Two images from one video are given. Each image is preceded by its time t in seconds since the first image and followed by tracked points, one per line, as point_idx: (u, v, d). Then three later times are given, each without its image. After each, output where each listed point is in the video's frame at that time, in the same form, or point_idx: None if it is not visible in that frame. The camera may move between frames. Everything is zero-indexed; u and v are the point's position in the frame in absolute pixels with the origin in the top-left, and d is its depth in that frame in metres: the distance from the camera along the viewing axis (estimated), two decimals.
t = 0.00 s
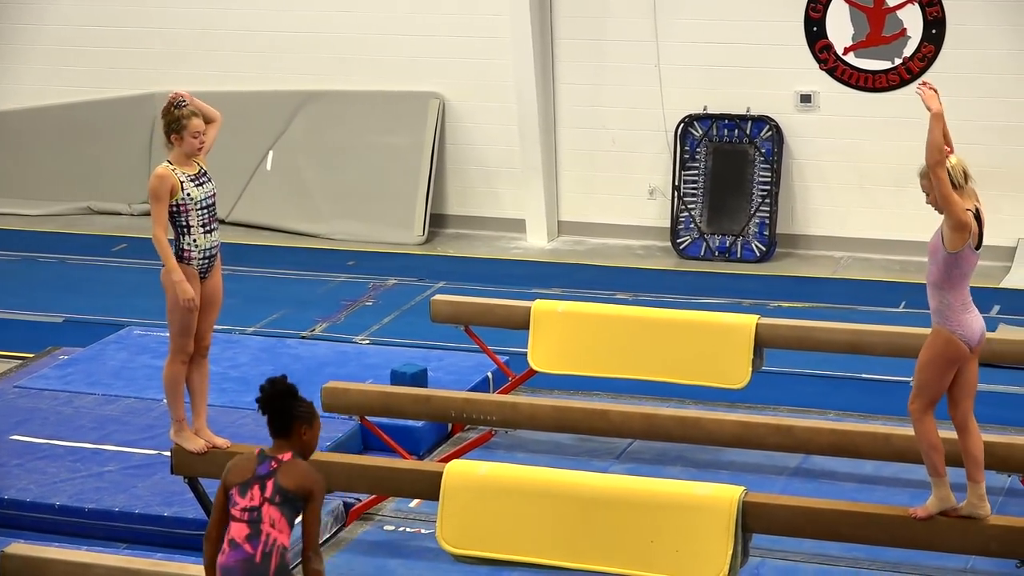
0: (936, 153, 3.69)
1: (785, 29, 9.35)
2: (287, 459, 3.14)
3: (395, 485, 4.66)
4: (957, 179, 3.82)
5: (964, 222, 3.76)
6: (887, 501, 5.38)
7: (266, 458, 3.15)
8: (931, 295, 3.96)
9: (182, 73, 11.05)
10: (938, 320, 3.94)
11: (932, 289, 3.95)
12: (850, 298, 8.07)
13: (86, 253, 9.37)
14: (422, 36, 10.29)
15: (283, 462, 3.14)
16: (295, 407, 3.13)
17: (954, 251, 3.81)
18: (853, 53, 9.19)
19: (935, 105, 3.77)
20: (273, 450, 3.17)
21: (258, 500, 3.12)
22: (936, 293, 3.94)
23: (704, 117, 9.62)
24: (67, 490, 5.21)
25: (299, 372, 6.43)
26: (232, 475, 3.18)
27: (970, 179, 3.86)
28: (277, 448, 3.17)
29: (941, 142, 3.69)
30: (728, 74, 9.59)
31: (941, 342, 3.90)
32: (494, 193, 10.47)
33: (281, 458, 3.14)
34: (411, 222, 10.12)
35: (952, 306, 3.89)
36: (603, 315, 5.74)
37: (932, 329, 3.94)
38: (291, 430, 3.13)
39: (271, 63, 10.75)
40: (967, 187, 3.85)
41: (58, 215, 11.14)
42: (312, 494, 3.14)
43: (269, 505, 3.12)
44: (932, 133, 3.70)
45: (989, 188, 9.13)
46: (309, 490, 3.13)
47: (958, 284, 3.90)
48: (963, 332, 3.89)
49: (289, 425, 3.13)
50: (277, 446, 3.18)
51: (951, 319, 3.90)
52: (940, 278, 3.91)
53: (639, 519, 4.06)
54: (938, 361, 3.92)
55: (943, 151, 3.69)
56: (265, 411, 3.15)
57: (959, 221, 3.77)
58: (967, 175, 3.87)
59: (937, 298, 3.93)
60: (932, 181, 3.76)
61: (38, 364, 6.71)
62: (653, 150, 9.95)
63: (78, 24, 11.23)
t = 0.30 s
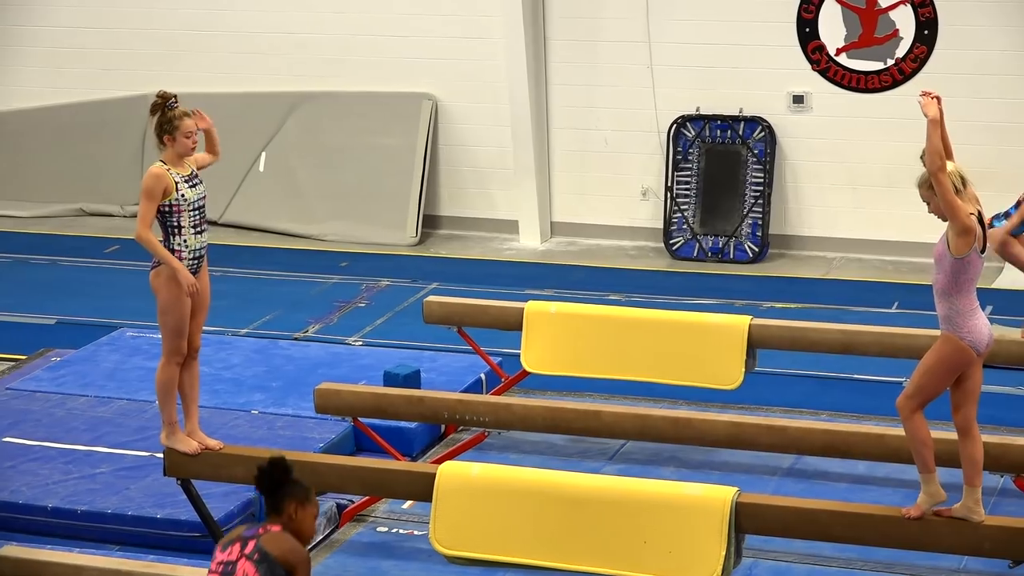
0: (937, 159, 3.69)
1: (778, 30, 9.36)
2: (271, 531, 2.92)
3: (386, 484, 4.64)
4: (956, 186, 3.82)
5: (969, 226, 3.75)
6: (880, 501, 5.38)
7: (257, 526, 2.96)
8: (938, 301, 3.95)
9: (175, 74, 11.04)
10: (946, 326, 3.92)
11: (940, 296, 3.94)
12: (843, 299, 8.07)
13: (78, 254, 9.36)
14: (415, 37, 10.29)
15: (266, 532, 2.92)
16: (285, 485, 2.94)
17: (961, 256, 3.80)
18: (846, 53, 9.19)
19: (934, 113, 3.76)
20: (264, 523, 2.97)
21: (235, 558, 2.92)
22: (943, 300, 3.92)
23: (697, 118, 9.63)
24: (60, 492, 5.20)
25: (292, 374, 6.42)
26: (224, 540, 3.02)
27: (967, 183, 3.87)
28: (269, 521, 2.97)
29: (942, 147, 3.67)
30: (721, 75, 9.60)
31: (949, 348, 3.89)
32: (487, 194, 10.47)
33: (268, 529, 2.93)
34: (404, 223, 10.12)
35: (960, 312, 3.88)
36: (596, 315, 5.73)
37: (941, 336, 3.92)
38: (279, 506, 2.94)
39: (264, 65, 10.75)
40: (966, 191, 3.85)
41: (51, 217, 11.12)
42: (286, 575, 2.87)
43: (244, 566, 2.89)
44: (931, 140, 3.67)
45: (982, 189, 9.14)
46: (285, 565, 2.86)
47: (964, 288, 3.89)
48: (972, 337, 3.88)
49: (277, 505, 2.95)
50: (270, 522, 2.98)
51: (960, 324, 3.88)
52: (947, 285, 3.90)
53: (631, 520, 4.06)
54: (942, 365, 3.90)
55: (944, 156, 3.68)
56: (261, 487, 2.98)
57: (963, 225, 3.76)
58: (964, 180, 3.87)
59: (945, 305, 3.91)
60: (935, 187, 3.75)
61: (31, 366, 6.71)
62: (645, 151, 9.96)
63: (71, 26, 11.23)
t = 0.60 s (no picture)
0: (932, 161, 3.67)
1: (766, 33, 9.37)
2: None
3: (373, 486, 4.61)
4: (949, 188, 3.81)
5: (961, 230, 3.75)
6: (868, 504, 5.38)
7: None
8: (927, 301, 3.94)
9: (164, 77, 11.04)
10: (934, 326, 3.92)
11: (929, 295, 3.93)
12: (831, 302, 8.08)
13: (67, 257, 9.36)
14: (403, 40, 10.29)
15: None
16: (268, 542, 3.04)
17: (951, 258, 3.80)
18: (834, 56, 9.21)
19: (933, 113, 3.73)
20: None
21: None
22: (932, 300, 3.92)
23: (686, 120, 9.66)
24: (47, 495, 5.19)
25: (280, 376, 6.42)
26: None
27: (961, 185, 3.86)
28: None
29: (938, 149, 3.65)
30: (709, 78, 9.62)
31: (936, 349, 3.88)
32: (476, 196, 10.49)
33: None
34: (393, 226, 10.12)
35: (948, 313, 3.87)
36: (584, 318, 5.73)
37: (929, 335, 3.91)
38: (263, 563, 3.03)
39: (254, 68, 10.76)
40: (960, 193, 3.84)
41: (39, 219, 11.10)
42: None
43: None
44: (928, 141, 3.65)
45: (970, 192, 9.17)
46: None
47: (954, 290, 3.88)
48: (959, 338, 3.87)
49: (262, 563, 3.03)
50: None
51: (947, 324, 3.88)
52: (936, 285, 3.89)
53: (620, 523, 4.01)
54: (930, 366, 3.89)
55: (938, 157, 3.67)
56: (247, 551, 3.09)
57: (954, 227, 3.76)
58: (958, 182, 3.86)
59: (934, 305, 3.90)
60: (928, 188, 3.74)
61: (19, 368, 6.71)
62: (634, 154, 9.97)
63: (60, 28, 11.22)
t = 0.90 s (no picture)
0: (936, 167, 3.66)
1: (760, 35, 9.38)
2: None
3: (367, 488, 4.60)
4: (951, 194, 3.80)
5: (965, 235, 3.75)
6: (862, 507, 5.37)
7: None
8: (928, 307, 3.95)
9: (159, 78, 11.05)
10: (935, 331, 3.92)
11: (931, 300, 3.93)
12: (824, 305, 8.10)
13: (61, 257, 9.36)
14: (399, 42, 10.30)
15: None
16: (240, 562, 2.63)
17: (954, 263, 3.80)
18: (829, 59, 9.21)
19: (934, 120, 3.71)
20: None
21: None
22: (933, 305, 3.92)
23: (680, 124, 9.65)
24: (41, 496, 5.19)
25: (274, 378, 6.42)
26: None
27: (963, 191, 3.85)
28: None
29: (941, 155, 3.66)
30: (704, 80, 9.62)
31: (938, 354, 3.89)
32: (470, 199, 10.50)
33: None
34: (388, 228, 10.13)
35: (950, 318, 3.88)
36: (579, 320, 5.72)
37: (930, 340, 3.92)
38: None
39: (249, 69, 10.76)
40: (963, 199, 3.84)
41: (34, 220, 11.10)
42: None
43: None
44: (931, 147, 3.66)
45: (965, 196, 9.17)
46: None
47: (955, 295, 3.89)
48: (960, 343, 3.88)
49: None
50: None
51: (949, 330, 3.88)
52: (939, 290, 3.89)
53: (614, 524, 4.00)
54: (930, 371, 3.90)
55: (941, 164, 3.66)
56: None
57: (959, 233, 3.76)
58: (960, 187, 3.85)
59: (935, 310, 3.91)
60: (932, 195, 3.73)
61: (13, 369, 6.71)
62: (629, 157, 9.97)
63: (55, 29, 11.22)
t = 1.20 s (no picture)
0: (937, 167, 3.63)
1: (757, 36, 9.38)
2: None
3: (363, 489, 4.58)
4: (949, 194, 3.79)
5: (964, 233, 3.74)
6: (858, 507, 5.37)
7: None
8: (926, 307, 3.94)
9: (156, 79, 11.05)
10: (933, 331, 3.92)
11: (929, 300, 3.93)
12: (820, 306, 8.11)
13: (56, 258, 9.36)
14: (395, 43, 10.29)
15: None
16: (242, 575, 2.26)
17: (953, 262, 3.79)
18: (825, 60, 9.22)
19: (936, 119, 3.67)
20: None
21: None
22: (931, 305, 3.92)
23: (676, 124, 9.66)
24: (37, 496, 5.18)
25: (270, 378, 6.43)
26: None
27: (961, 190, 3.83)
28: None
29: (944, 154, 3.61)
30: (700, 81, 9.62)
31: (935, 354, 3.89)
32: (467, 199, 10.50)
33: None
34: (384, 229, 10.12)
35: (948, 318, 3.88)
36: (575, 320, 5.71)
37: (927, 340, 3.92)
38: None
39: (245, 69, 10.75)
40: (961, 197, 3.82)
41: (30, 220, 11.09)
42: None
43: None
44: (934, 146, 3.60)
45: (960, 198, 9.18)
46: None
47: (953, 295, 3.88)
48: (957, 343, 3.88)
49: None
50: None
51: (947, 330, 3.88)
52: (937, 290, 3.89)
53: (610, 525, 3.99)
54: (926, 370, 3.91)
55: (943, 164, 3.63)
56: None
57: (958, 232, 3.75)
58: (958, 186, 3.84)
59: (933, 310, 3.90)
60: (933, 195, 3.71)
61: (9, 369, 6.71)
62: (625, 157, 9.98)
63: (51, 29, 11.21)
